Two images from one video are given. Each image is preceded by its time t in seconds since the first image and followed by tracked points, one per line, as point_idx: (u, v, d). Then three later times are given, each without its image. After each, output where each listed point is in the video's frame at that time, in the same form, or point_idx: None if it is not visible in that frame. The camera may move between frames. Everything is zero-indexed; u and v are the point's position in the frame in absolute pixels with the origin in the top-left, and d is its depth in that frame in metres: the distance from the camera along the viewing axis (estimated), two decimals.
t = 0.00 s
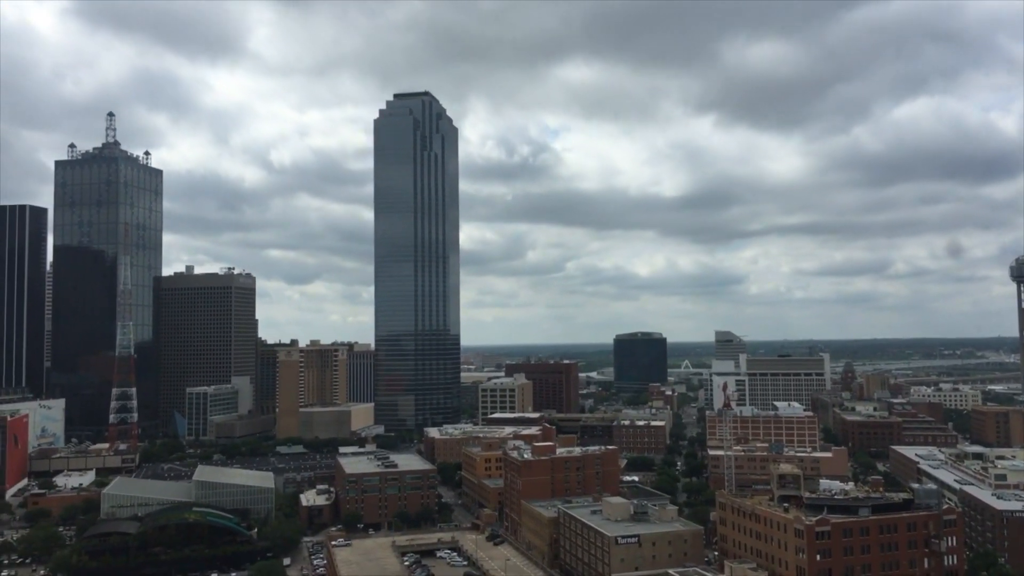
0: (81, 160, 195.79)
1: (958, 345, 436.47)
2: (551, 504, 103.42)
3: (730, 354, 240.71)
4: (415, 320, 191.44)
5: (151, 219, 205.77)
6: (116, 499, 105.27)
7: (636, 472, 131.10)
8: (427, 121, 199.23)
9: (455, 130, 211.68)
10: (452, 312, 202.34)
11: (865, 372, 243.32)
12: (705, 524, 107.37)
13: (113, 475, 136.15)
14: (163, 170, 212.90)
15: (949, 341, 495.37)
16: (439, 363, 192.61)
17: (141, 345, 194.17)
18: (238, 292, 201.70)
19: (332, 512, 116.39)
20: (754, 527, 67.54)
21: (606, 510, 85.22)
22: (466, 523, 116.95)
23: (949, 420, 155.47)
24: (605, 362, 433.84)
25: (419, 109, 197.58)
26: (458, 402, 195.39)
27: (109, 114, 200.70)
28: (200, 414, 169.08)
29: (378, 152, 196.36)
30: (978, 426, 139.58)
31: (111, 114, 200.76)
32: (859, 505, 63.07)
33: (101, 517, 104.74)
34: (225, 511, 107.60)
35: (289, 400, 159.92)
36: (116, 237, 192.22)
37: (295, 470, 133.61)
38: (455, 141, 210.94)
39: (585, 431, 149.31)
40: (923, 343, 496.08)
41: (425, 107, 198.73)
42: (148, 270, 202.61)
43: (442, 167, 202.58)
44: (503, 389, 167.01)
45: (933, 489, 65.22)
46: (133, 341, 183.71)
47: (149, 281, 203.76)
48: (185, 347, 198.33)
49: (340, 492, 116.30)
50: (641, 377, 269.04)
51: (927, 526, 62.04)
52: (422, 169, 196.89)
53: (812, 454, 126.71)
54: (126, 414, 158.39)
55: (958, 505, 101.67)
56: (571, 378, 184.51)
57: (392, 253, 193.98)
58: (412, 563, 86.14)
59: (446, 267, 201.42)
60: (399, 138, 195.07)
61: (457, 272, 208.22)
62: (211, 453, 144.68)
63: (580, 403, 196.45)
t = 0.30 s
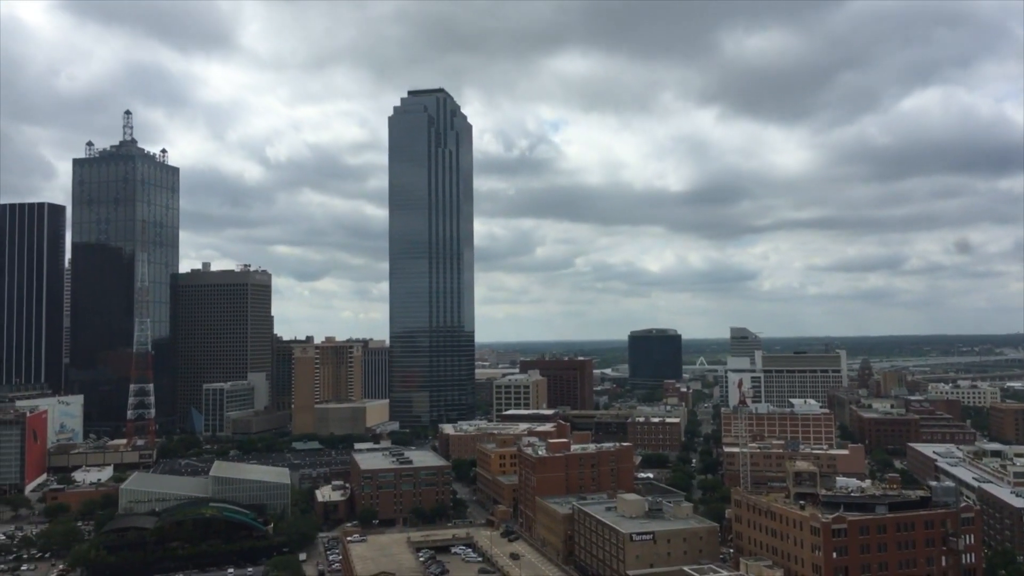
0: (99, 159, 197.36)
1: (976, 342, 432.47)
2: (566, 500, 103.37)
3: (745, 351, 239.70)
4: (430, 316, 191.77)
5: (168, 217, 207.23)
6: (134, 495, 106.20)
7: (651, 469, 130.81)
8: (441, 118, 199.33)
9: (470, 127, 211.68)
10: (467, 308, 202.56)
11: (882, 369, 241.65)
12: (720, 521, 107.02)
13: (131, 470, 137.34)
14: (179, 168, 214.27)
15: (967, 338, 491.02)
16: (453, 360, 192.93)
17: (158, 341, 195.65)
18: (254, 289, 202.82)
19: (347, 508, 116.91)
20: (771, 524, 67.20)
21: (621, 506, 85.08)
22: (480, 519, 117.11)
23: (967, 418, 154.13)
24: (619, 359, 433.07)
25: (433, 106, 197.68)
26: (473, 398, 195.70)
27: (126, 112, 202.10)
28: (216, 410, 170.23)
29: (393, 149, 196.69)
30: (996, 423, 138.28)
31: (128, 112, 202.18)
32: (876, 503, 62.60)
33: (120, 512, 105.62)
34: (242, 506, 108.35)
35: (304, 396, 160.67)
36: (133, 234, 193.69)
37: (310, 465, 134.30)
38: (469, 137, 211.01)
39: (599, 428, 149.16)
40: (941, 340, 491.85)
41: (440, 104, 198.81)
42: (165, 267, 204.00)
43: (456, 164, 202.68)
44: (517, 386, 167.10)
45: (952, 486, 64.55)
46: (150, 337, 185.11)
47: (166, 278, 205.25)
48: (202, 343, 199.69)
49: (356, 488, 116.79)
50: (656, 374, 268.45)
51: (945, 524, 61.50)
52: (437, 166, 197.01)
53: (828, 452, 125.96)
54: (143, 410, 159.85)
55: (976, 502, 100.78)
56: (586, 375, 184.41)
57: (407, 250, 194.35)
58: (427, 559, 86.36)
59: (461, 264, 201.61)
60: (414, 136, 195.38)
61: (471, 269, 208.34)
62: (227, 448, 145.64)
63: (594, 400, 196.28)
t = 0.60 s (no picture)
0: (118, 157, 199.07)
1: (998, 338, 427.75)
2: (582, 497, 103.30)
3: (763, 347, 238.49)
4: (446, 313, 192.21)
5: (187, 214, 208.93)
6: (153, 490, 107.15)
7: (668, 466, 130.49)
8: (457, 115, 199.47)
9: (485, 123, 211.62)
10: (483, 305, 202.85)
11: (902, 365, 239.47)
12: (738, 518, 106.53)
13: (151, 465, 138.58)
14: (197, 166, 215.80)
15: (988, 334, 485.67)
16: (469, 356, 193.29)
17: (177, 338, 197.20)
18: (271, 286, 204.04)
19: (364, 504, 117.42)
20: (789, 522, 66.78)
21: (638, 503, 84.87)
22: (497, 515, 117.20)
23: (988, 415, 152.50)
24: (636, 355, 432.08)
25: (449, 103, 197.82)
26: (489, 395, 196.05)
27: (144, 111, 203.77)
28: (235, 406, 171.44)
29: (409, 146, 197.08)
30: (1018, 421, 136.70)
31: (146, 110, 203.87)
32: (895, 501, 62.00)
33: (140, 507, 106.55)
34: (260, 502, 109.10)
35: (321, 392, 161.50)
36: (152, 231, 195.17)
37: (328, 461, 135.03)
38: (484, 134, 211.05)
39: (616, 425, 148.93)
40: (961, 336, 486.71)
41: (456, 101, 198.92)
42: (184, 264, 205.58)
43: (472, 161, 202.73)
44: (533, 382, 167.17)
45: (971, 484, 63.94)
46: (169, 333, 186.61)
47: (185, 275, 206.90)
48: (220, 339, 201.28)
49: (373, 483, 117.29)
50: (673, 370, 267.58)
51: (965, 522, 60.92)
52: (452, 163, 197.15)
53: (847, 449, 125.02)
54: (163, 405, 161.38)
55: (997, 500, 99.69)
56: (602, 371, 184.21)
57: (423, 247, 194.84)
58: (443, 554, 86.62)
59: (476, 261, 201.83)
60: (429, 133, 195.67)
61: (487, 265, 208.58)
62: (245, 444, 146.67)
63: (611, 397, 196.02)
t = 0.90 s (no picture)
0: (136, 154, 200.55)
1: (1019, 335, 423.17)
2: (598, 493, 103.22)
3: (780, 344, 237.27)
4: (462, 310, 192.45)
5: (204, 211, 210.38)
6: (172, 485, 108.10)
7: (684, 463, 130.22)
8: (472, 111, 199.52)
9: (500, 119, 211.47)
10: (498, 301, 202.97)
11: (921, 362, 237.59)
12: (755, 515, 106.10)
13: (169, 461, 139.77)
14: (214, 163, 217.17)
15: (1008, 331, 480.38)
16: (485, 352, 193.53)
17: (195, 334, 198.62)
18: (288, 282, 205.07)
19: (381, 499, 117.91)
20: (806, 519, 66.42)
21: (654, 500, 84.65)
22: (512, 511, 117.32)
23: (1009, 412, 150.98)
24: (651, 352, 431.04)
25: (464, 99, 197.87)
26: (504, 391, 196.29)
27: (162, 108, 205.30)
28: (252, 402, 172.55)
29: (424, 143, 197.26)
30: None
31: (164, 108, 205.37)
32: (914, 498, 61.44)
33: (158, 502, 107.53)
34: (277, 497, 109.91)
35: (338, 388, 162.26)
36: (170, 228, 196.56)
37: (344, 457, 135.70)
38: (499, 130, 210.96)
39: (632, 421, 148.69)
40: (981, 333, 481.70)
41: (471, 97, 198.98)
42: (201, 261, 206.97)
43: (488, 157, 202.67)
44: (549, 379, 167.19)
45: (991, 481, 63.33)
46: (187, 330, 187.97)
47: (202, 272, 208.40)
48: (238, 335, 202.67)
49: (389, 479, 117.79)
50: (689, 366, 266.78)
51: (985, 519, 60.31)
52: (468, 159, 197.21)
53: (865, 446, 124.16)
54: (181, 401, 162.69)
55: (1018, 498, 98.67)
56: (618, 367, 183.93)
57: (439, 244, 195.10)
58: (459, 550, 86.80)
59: (492, 257, 201.82)
60: (445, 129, 195.79)
61: (502, 262, 208.63)
62: (262, 440, 147.67)
63: (626, 393, 195.74)
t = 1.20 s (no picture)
0: (155, 152, 202.24)
1: None
2: (615, 490, 103.07)
3: (798, 340, 235.80)
4: (478, 306, 192.70)
5: (222, 208, 211.81)
6: (191, 480, 109.11)
7: (701, 460, 129.80)
8: (488, 107, 199.82)
9: (516, 115, 211.53)
10: (514, 298, 203.07)
11: (942, 358, 235.31)
12: (772, 512, 105.62)
13: (188, 456, 141.01)
14: (232, 160, 218.63)
15: None
16: (502, 349, 193.76)
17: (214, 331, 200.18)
18: (305, 278, 206.11)
19: (397, 495, 118.38)
20: (824, 517, 66.05)
21: (671, 497, 84.40)
22: (529, 507, 117.40)
23: None
24: (668, 348, 429.70)
25: (480, 95, 198.31)
26: (521, 387, 196.43)
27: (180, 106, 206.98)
28: (270, 397, 173.68)
29: (441, 139, 197.67)
30: None
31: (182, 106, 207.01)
32: (934, 496, 60.88)
33: (178, 497, 108.60)
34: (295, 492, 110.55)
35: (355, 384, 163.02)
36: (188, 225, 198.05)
37: (361, 452, 136.36)
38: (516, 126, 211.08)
39: (649, 418, 148.40)
40: (1002, 329, 476.26)
41: (487, 93, 199.34)
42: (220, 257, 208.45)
43: (504, 153, 202.77)
44: (566, 375, 167.12)
45: (1012, 479, 62.67)
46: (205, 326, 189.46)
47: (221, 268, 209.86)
48: (256, 331, 204.04)
49: (406, 475, 118.25)
50: (706, 363, 265.78)
51: (1006, 517, 59.70)
52: (484, 156, 197.41)
53: (884, 443, 123.16)
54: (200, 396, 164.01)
55: None
56: (635, 364, 183.54)
57: (455, 240, 195.48)
58: (476, 546, 86.99)
59: (508, 254, 201.85)
60: (461, 126, 196.15)
61: (518, 258, 208.72)
62: (280, 435, 148.66)
63: (643, 389, 195.32)
